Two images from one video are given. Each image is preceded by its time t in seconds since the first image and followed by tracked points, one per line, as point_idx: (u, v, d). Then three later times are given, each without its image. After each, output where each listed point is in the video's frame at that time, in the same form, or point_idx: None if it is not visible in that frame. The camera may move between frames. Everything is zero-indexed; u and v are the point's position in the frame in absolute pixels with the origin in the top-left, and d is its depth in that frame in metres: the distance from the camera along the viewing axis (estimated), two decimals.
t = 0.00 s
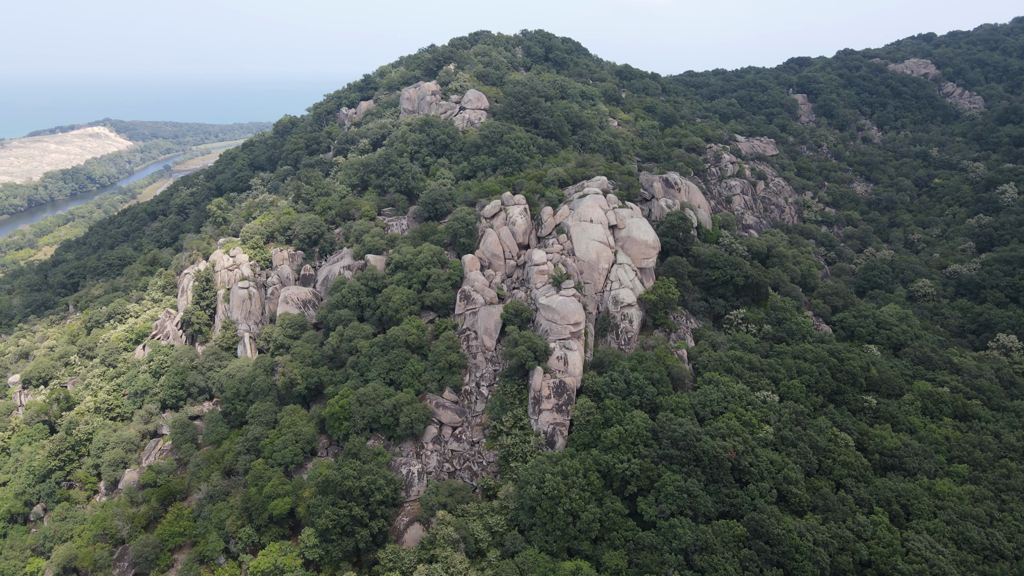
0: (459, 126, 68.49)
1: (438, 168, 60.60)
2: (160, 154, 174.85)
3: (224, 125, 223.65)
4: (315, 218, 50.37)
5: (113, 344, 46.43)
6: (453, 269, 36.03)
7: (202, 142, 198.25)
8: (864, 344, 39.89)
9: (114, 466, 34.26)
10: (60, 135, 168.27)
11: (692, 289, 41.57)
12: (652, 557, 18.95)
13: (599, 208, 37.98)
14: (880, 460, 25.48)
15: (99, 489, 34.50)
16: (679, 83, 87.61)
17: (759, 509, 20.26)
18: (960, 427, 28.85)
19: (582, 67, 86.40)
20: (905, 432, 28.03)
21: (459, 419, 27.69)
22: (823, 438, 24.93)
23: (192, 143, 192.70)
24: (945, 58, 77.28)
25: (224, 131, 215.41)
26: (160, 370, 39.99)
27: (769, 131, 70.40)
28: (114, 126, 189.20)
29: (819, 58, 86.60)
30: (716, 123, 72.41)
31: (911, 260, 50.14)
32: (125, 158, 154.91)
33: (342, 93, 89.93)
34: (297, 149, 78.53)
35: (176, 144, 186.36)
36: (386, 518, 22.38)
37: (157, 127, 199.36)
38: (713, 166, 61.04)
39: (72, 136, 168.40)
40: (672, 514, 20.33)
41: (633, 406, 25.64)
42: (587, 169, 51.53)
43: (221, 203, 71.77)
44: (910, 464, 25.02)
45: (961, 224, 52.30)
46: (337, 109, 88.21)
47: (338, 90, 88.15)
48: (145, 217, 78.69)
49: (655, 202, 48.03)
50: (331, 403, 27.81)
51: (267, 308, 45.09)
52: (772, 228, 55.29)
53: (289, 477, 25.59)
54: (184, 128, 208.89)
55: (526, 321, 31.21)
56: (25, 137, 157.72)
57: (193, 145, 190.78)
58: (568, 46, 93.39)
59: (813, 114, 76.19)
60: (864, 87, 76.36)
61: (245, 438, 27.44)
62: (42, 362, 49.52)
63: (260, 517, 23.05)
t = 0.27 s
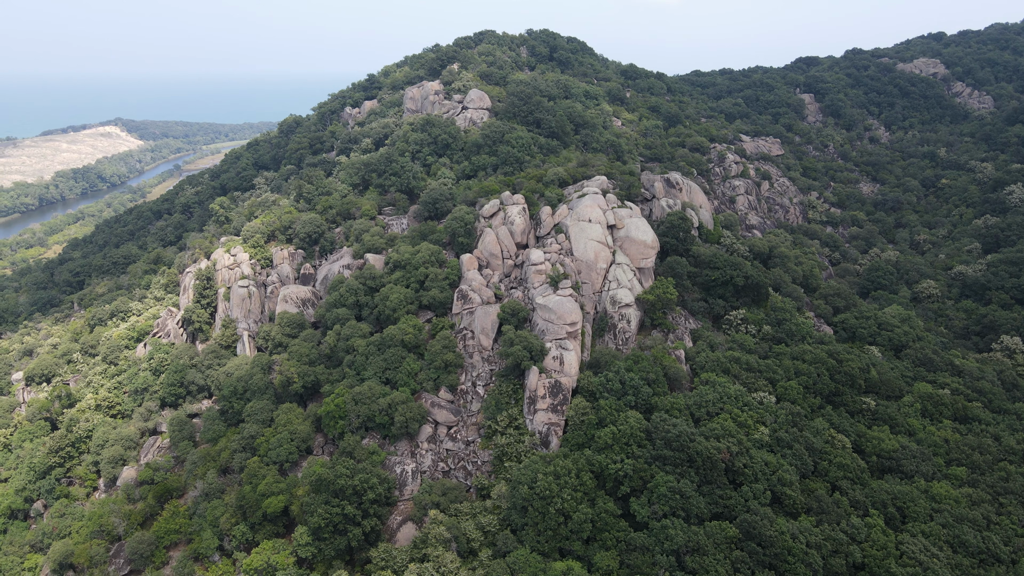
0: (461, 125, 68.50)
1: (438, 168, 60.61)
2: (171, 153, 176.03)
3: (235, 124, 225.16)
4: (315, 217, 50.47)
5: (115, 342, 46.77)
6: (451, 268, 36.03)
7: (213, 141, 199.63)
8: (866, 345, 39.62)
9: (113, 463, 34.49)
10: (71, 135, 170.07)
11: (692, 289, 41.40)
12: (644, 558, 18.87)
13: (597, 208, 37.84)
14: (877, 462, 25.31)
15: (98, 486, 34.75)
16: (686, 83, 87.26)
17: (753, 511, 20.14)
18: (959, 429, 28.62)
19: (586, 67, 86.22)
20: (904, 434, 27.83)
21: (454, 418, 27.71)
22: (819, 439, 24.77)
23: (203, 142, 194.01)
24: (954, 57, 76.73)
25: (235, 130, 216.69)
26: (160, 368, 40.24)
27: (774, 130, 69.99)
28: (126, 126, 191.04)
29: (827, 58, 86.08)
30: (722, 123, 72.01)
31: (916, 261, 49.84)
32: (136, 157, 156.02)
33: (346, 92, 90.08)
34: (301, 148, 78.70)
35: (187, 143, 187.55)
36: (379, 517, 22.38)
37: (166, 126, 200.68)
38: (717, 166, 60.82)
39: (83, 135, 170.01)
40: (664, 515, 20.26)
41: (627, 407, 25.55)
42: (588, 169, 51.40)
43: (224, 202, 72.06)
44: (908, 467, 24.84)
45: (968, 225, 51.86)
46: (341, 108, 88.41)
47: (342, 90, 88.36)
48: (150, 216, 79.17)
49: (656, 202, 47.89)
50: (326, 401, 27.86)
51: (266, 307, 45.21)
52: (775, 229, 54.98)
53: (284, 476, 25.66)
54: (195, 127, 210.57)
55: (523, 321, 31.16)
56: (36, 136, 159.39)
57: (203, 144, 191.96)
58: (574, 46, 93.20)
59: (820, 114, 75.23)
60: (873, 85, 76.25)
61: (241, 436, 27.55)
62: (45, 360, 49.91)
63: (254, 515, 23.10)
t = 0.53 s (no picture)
0: (463, 125, 68.55)
1: (439, 168, 60.64)
2: (182, 153, 177.27)
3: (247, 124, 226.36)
4: (316, 216, 50.59)
5: (117, 340, 47.14)
6: (449, 268, 36.04)
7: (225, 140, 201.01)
8: (867, 346, 39.33)
9: (113, 460, 34.75)
10: (82, 134, 172.03)
11: (691, 290, 41.22)
12: (635, 559, 18.79)
13: (596, 208, 37.71)
14: (874, 464, 25.13)
15: (98, 483, 35.02)
16: (692, 83, 86.95)
17: (746, 512, 20.04)
18: (959, 432, 28.34)
19: (591, 67, 86.08)
20: (902, 436, 27.61)
21: (449, 417, 27.71)
22: (815, 441, 24.61)
23: (214, 142, 195.34)
24: (964, 57, 76.15)
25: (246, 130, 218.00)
26: (161, 366, 40.48)
27: (780, 131, 69.57)
28: (138, 125, 193.33)
29: (835, 57, 85.54)
30: (727, 122, 71.63)
31: (922, 261, 49.53)
32: (146, 156, 157.19)
33: (351, 92, 90.30)
34: (305, 147, 78.91)
35: (197, 143, 188.89)
36: (372, 516, 22.40)
37: (174, 126, 202.14)
38: (721, 166, 60.54)
39: (93, 134, 171.75)
40: (656, 516, 20.18)
41: (622, 407, 25.46)
42: (589, 168, 51.26)
43: (226, 201, 72.40)
44: (905, 469, 24.64)
45: (974, 226, 51.38)
46: (346, 108, 88.62)
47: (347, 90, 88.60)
48: (155, 214, 79.69)
49: (658, 201, 47.71)
50: (322, 400, 27.94)
51: (266, 306, 45.38)
52: (779, 229, 54.69)
53: (279, 474, 25.74)
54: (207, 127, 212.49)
55: (520, 320, 31.12)
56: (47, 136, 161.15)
57: (214, 143, 193.29)
58: (579, 45, 93.05)
59: (827, 114, 75.34)
60: (880, 85, 75.87)
61: (238, 434, 27.66)
62: (48, 357, 50.35)
63: (249, 513, 23.17)
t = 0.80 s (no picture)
0: (465, 125, 68.61)
1: (441, 167, 60.67)
2: (193, 152, 178.34)
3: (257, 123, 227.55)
4: (316, 215, 50.72)
5: (118, 338, 47.53)
6: (447, 267, 36.02)
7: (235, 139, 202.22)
8: (868, 348, 39.06)
9: (112, 457, 35.01)
10: (94, 134, 174.05)
11: (690, 290, 41.05)
12: (626, 560, 18.72)
13: (595, 207, 37.59)
14: (871, 466, 24.95)
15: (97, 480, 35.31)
16: (699, 83, 86.57)
17: (739, 514, 19.93)
18: (958, 434, 28.11)
19: (596, 66, 85.92)
20: (901, 438, 27.40)
21: (445, 417, 27.73)
22: (811, 443, 24.45)
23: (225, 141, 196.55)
24: (974, 56, 75.57)
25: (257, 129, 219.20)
26: (161, 364, 40.77)
27: (786, 130, 69.12)
28: (150, 125, 195.40)
29: (843, 57, 84.99)
30: (732, 122, 71.22)
31: (927, 262, 49.21)
32: (156, 156, 158.37)
33: (355, 91, 90.49)
34: (308, 146, 79.09)
35: (207, 143, 190.21)
36: (365, 515, 22.42)
37: (182, 125, 203.42)
38: (725, 166, 60.27)
39: (104, 135, 173.75)
40: (648, 517, 20.11)
41: (617, 407, 25.38)
42: (590, 168, 51.15)
43: (229, 200, 72.70)
44: (902, 472, 24.46)
45: (981, 227, 50.93)
46: (350, 107, 88.77)
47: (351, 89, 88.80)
48: (160, 213, 80.20)
49: (659, 200, 47.54)
50: (318, 399, 28.03)
51: (266, 304, 45.55)
52: (783, 229, 54.26)
53: (273, 472, 25.82)
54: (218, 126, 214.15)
55: (516, 320, 31.05)
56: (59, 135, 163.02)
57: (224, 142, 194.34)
58: (584, 45, 92.89)
59: (835, 113, 74.34)
60: (889, 85, 74.69)
61: (234, 432, 27.78)
62: (52, 354, 50.81)
63: (243, 511, 23.25)
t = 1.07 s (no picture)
0: (467, 124, 68.62)
1: (441, 166, 60.69)
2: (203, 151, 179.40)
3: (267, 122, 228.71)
4: (317, 214, 50.87)
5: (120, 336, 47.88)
6: (445, 267, 36.04)
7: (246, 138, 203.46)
8: (869, 349, 38.78)
9: (111, 455, 35.25)
10: (105, 134, 176.15)
11: (689, 291, 40.88)
12: (617, 561, 18.65)
13: (594, 207, 37.51)
14: (867, 468, 24.77)
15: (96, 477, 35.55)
16: (705, 82, 86.24)
17: (731, 515, 19.83)
18: (957, 437, 27.86)
19: (600, 65, 85.82)
20: (899, 440, 27.19)
21: (440, 416, 27.75)
22: (807, 444, 24.30)
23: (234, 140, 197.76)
24: (984, 56, 75.00)
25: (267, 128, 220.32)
26: (162, 362, 41.06)
27: (791, 130, 68.73)
28: (161, 125, 197.27)
29: (852, 56, 84.47)
30: (737, 122, 70.85)
31: (932, 264, 48.90)
32: (167, 155, 159.47)
33: (360, 91, 90.71)
34: (312, 146, 79.25)
35: (217, 142, 191.46)
36: (358, 513, 22.45)
37: (190, 124, 204.68)
38: (729, 166, 60.00)
39: (116, 134, 175.94)
40: (640, 518, 20.03)
41: (611, 408, 25.29)
42: (590, 168, 51.04)
43: (231, 199, 72.95)
44: (899, 474, 24.27)
45: (988, 227, 50.49)
46: (354, 106, 88.97)
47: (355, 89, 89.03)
48: (166, 212, 80.68)
49: (659, 201, 47.47)
50: (314, 398, 28.13)
51: (266, 303, 45.71)
52: (787, 230, 54.11)
53: (268, 470, 25.90)
54: (228, 126, 215.60)
55: (512, 320, 31.00)
56: (69, 134, 164.88)
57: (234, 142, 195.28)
58: (589, 44, 92.74)
59: (841, 113, 74.32)
60: (897, 84, 74.82)
61: (230, 430, 27.90)
62: (55, 352, 51.24)
63: (237, 509, 23.34)
